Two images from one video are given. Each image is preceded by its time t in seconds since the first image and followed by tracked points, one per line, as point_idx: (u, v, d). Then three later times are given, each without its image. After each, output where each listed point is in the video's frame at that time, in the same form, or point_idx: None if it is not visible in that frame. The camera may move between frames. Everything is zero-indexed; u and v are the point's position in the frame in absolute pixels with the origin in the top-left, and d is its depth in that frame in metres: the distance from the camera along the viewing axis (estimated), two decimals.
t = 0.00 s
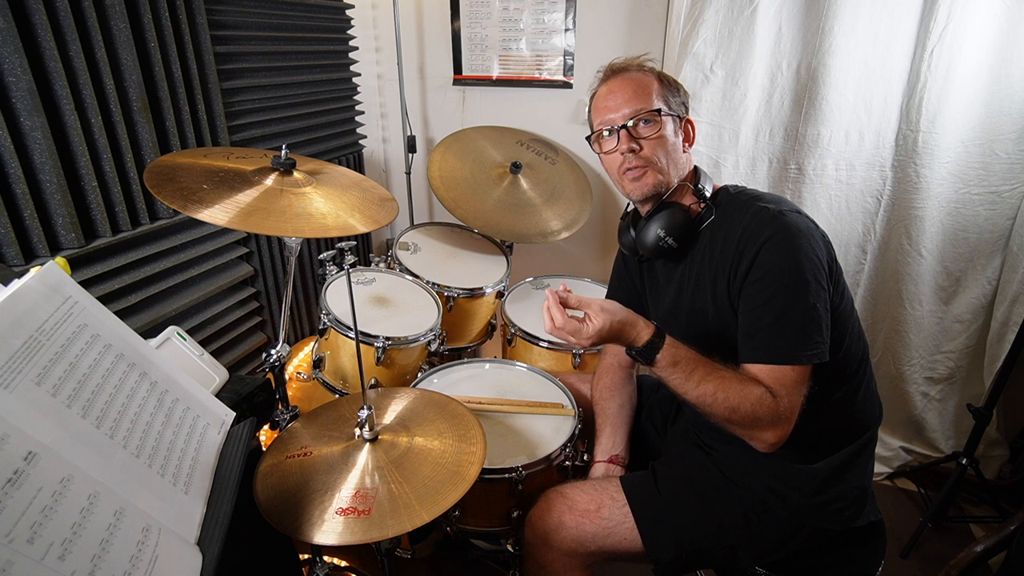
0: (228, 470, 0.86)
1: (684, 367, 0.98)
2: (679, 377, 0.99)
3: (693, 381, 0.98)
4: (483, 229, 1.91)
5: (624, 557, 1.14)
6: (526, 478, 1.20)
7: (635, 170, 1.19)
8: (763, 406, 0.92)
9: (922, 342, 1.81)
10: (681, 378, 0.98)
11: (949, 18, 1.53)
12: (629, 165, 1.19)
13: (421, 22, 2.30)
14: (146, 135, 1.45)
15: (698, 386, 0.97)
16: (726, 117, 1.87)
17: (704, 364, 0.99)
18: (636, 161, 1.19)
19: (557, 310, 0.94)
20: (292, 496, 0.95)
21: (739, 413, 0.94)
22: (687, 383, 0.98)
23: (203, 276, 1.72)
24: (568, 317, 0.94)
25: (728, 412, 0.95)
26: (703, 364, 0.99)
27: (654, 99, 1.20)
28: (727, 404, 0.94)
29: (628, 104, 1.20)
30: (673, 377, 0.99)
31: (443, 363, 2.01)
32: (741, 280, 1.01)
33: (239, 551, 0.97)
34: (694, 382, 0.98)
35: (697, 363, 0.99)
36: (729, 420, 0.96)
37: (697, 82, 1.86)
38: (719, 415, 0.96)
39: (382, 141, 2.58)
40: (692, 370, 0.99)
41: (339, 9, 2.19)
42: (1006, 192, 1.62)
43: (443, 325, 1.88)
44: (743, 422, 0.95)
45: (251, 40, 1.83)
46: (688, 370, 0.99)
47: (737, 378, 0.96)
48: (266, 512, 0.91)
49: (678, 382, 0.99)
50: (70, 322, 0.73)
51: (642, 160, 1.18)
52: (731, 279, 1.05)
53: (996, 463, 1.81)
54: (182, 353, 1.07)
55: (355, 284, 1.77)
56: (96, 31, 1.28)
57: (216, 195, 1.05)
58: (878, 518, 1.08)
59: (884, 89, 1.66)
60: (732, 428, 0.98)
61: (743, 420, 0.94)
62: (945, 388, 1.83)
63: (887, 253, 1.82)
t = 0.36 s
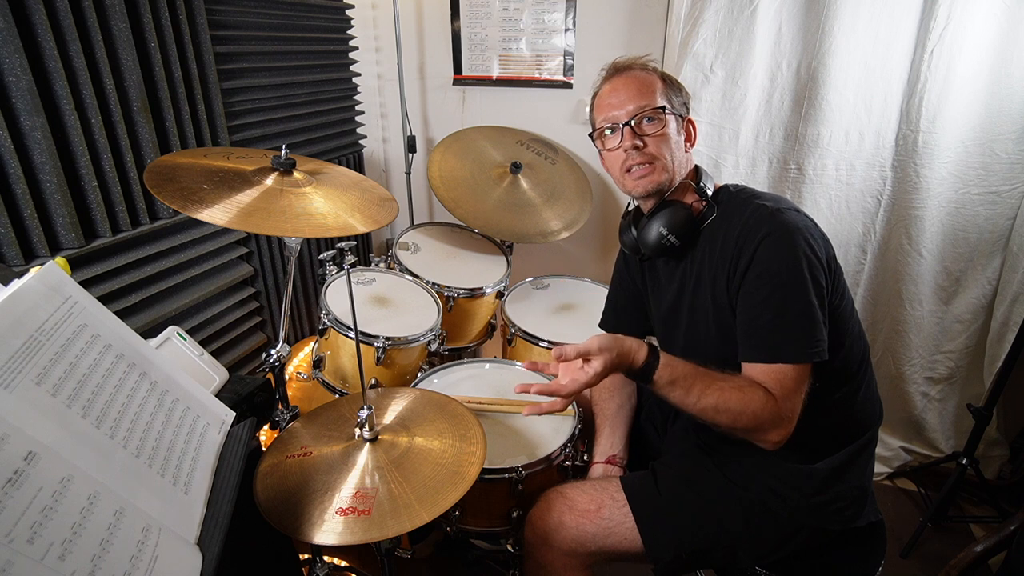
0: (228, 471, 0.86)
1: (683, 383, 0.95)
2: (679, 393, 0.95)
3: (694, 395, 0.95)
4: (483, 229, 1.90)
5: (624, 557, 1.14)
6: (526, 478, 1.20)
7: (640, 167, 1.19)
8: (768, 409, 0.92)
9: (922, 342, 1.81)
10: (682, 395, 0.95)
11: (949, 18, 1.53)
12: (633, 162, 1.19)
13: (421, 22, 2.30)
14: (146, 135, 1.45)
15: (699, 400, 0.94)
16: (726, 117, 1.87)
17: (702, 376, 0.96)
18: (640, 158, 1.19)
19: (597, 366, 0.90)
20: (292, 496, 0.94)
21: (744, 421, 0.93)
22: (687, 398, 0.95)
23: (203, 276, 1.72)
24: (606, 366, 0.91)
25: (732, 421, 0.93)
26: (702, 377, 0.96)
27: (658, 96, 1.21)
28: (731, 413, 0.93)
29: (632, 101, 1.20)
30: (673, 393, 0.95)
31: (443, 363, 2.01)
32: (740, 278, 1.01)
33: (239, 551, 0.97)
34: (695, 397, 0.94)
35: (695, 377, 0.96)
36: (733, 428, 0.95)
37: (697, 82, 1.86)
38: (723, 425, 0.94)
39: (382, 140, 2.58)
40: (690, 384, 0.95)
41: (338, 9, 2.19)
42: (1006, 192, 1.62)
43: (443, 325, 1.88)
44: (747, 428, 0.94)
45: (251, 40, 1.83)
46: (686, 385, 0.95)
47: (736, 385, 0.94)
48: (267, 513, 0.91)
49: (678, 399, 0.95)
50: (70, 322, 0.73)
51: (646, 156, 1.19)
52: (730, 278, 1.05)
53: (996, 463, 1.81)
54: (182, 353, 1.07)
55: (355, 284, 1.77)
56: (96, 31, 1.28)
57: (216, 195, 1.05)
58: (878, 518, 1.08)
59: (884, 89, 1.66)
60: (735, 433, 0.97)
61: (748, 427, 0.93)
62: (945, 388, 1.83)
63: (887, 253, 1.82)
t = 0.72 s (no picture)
0: (228, 471, 0.86)
1: (688, 390, 0.97)
2: (685, 400, 0.97)
3: (700, 401, 0.97)
4: (483, 228, 1.90)
5: (624, 556, 1.14)
6: (526, 478, 1.20)
7: (639, 164, 1.19)
8: (772, 411, 0.93)
9: (922, 342, 1.81)
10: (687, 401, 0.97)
11: (949, 18, 1.53)
12: (633, 159, 1.19)
13: (421, 22, 2.30)
14: (146, 135, 1.45)
15: (705, 406, 0.96)
16: (726, 117, 1.87)
17: (707, 382, 0.98)
18: (640, 156, 1.19)
19: (599, 378, 0.94)
20: (293, 496, 0.94)
21: (750, 423, 0.94)
22: (693, 405, 0.97)
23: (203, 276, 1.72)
24: (609, 378, 0.94)
25: (738, 423, 0.94)
26: (706, 383, 0.98)
27: (659, 95, 1.21)
28: (736, 416, 0.94)
29: (632, 99, 1.20)
30: (680, 400, 0.97)
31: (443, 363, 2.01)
32: (740, 280, 1.01)
33: (240, 551, 0.97)
34: (701, 402, 0.97)
35: (700, 383, 0.98)
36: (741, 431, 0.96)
37: (697, 82, 1.86)
38: (730, 428, 0.96)
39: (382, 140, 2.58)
40: (694, 390, 0.97)
41: (338, 9, 2.19)
42: (1006, 192, 1.62)
43: (443, 325, 1.88)
44: (754, 431, 0.95)
45: (251, 40, 1.83)
46: (692, 392, 0.97)
47: (741, 389, 0.96)
48: (268, 513, 0.91)
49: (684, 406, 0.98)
50: (70, 322, 0.73)
51: (646, 155, 1.18)
52: (730, 279, 1.05)
53: (996, 463, 1.81)
54: (182, 353, 1.07)
55: (355, 284, 1.77)
56: (95, 31, 1.28)
57: (216, 195, 1.05)
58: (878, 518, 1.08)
59: (884, 89, 1.66)
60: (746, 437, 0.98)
61: (755, 429, 0.94)
62: (945, 388, 1.83)
63: (887, 253, 1.82)
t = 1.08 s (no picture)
0: (228, 470, 0.86)
1: (690, 393, 0.98)
2: (688, 403, 0.98)
3: (702, 403, 0.98)
4: (483, 229, 1.90)
5: (623, 555, 1.14)
6: (526, 478, 1.20)
7: (639, 168, 1.19)
8: (774, 412, 0.92)
9: (923, 342, 1.81)
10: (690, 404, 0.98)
11: (949, 18, 1.53)
12: (633, 163, 1.19)
13: (421, 22, 2.30)
14: (146, 135, 1.46)
15: (707, 408, 0.97)
16: (726, 117, 1.87)
17: (709, 385, 0.99)
18: (640, 159, 1.19)
19: (602, 382, 0.94)
20: (293, 496, 0.95)
21: (752, 424, 0.94)
22: (696, 408, 0.98)
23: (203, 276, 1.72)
24: (611, 382, 0.94)
25: (740, 425, 0.94)
26: (708, 386, 0.99)
27: (659, 98, 1.21)
28: (738, 418, 0.94)
29: (631, 103, 1.20)
30: (683, 403, 0.98)
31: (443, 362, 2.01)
32: (740, 281, 1.01)
33: (240, 551, 0.97)
34: (703, 405, 0.97)
35: (702, 385, 0.99)
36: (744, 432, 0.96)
37: (697, 82, 1.86)
38: (733, 429, 0.96)
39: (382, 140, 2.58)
40: (696, 393, 0.98)
41: (338, 9, 2.19)
42: (1006, 192, 1.62)
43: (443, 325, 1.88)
44: (757, 432, 0.95)
45: (251, 41, 1.83)
46: (694, 394, 0.98)
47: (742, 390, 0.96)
48: (268, 512, 0.91)
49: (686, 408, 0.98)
50: (70, 322, 0.73)
51: (645, 158, 1.18)
52: (730, 280, 1.05)
53: (996, 463, 1.81)
54: (182, 353, 1.07)
55: (355, 284, 1.77)
56: (96, 31, 1.29)
57: (216, 195, 1.05)
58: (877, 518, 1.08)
59: (884, 89, 1.66)
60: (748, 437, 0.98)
61: (758, 430, 0.94)
62: (945, 388, 1.83)
63: (886, 253, 1.82)
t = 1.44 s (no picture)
0: (228, 471, 0.86)
1: (696, 398, 0.99)
2: (694, 408, 0.99)
3: (708, 409, 0.98)
4: (483, 229, 1.90)
5: (622, 555, 1.14)
6: (526, 478, 1.20)
7: (641, 165, 1.19)
8: (779, 420, 0.93)
9: (923, 342, 1.81)
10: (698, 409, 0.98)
11: (949, 18, 1.53)
12: (635, 159, 1.19)
13: (421, 22, 2.30)
14: (146, 135, 1.45)
15: (713, 414, 0.98)
16: (726, 117, 1.87)
17: (714, 390, 0.99)
18: (643, 156, 1.19)
19: (605, 383, 0.94)
20: (293, 496, 0.95)
21: (757, 432, 0.94)
22: (702, 413, 0.98)
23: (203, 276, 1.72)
24: (614, 384, 0.95)
25: (746, 432, 0.95)
26: (714, 391, 0.99)
27: (665, 95, 1.21)
28: (744, 425, 0.95)
29: (637, 99, 1.20)
30: (690, 409, 0.98)
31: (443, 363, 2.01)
32: (741, 286, 1.01)
33: (240, 552, 0.97)
34: (709, 409, 0.98)
35: (708, 390, 0.99)
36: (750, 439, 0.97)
37: (697, 82, 1.86)
38: (738, 436, 0.97)
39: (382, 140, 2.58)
40: (702, 398, 0.99)
41: (338, 9, 2.19)
42: (1006, 193, 1.62)
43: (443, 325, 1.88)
44: (762, 439, 0.95)
45: (251, 41, 1.83)
46: (700, 399, 0.99)
47: (748, 396, 0.96)
48: (267, 512, 0.91)
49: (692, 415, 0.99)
50: (70, 322, 0.73)
51: (648, 155, 1.18)
52: (731, 284, 1.05)
53: (996, 463, 1.81)
54: (182, 353, 1.07)
55: (355, 284, 1.77)
56: (96, 31, 1.28)
57: (216, 195, 1.05)
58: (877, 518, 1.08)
59: (884, 89, 1.66)
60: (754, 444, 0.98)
61: (763, 438, 0.94)
62: (945, 388, 1.83)
63: (886, 253, 1.82)
